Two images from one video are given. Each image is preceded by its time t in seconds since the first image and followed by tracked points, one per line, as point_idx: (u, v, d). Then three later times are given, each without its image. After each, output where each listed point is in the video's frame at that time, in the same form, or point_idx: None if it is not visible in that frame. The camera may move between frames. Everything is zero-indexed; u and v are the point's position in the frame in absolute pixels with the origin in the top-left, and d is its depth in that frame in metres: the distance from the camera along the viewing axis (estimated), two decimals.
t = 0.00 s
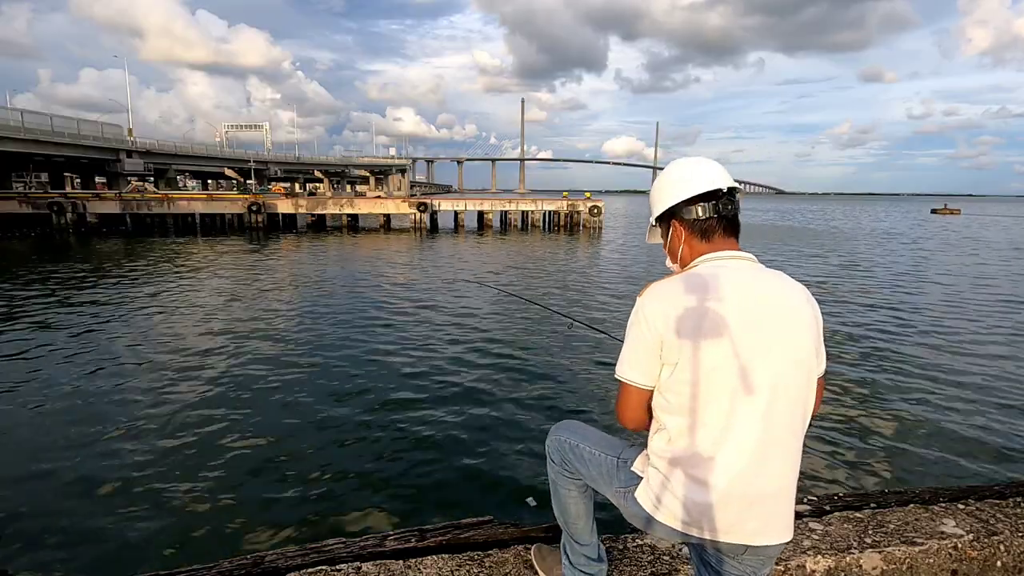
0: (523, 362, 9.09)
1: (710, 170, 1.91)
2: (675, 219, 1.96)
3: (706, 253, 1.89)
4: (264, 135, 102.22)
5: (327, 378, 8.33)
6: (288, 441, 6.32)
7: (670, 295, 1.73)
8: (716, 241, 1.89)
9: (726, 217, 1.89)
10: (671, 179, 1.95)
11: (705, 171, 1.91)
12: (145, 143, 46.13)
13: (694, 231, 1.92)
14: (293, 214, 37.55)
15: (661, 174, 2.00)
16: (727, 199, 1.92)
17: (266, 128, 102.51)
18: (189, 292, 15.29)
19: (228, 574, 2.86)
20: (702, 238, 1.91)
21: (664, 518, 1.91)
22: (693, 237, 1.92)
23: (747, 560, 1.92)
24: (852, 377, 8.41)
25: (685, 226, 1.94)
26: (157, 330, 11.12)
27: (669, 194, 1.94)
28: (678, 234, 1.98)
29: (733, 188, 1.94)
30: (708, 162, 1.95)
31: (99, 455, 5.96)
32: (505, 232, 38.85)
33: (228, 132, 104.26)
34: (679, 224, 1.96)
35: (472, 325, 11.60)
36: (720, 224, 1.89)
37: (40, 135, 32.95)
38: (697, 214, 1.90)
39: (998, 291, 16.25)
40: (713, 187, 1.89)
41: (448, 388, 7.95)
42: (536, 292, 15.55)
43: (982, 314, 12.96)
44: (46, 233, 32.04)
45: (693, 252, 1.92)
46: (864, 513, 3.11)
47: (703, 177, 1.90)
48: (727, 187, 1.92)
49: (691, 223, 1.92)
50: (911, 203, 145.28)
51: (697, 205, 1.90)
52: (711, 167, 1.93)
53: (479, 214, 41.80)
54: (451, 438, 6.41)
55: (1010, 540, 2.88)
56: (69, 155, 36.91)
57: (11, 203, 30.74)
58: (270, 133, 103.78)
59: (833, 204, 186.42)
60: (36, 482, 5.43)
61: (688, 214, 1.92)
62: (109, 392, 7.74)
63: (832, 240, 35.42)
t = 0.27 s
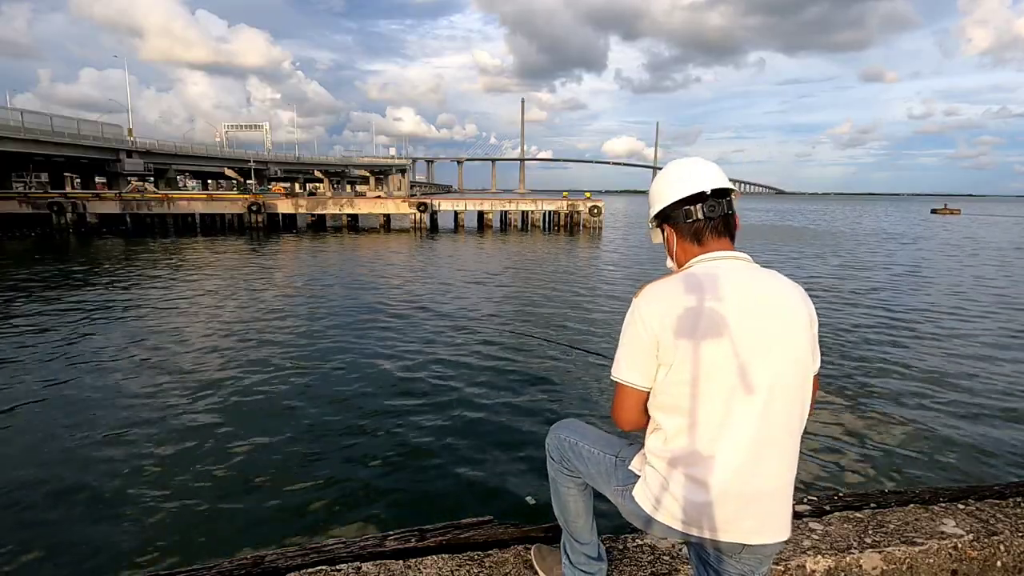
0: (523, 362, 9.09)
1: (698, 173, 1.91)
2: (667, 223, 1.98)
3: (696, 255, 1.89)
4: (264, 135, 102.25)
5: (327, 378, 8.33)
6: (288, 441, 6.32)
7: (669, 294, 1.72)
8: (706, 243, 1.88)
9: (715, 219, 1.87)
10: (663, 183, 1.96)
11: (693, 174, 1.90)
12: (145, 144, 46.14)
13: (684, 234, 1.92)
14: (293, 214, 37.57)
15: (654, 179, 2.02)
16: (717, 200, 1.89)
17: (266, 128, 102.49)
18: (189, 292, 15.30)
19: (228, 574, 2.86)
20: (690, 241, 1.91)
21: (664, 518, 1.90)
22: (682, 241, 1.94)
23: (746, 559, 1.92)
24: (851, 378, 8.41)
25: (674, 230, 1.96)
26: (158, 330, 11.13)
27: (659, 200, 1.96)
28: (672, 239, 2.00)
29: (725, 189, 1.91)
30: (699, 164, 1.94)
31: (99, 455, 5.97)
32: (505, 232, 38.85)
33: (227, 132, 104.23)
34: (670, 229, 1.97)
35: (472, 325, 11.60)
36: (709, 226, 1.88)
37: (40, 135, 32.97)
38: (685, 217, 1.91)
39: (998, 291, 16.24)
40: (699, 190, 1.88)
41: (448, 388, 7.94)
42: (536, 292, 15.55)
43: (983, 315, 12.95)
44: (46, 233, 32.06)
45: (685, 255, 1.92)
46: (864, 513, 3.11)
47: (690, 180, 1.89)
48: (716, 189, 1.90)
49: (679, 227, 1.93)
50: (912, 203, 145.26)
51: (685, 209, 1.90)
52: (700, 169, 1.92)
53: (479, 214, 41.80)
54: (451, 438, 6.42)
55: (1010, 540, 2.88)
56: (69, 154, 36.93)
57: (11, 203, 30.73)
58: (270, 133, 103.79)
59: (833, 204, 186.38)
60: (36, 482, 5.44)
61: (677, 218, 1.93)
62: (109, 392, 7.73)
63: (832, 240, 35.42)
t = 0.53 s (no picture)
0: (523, 363, 9.09)
1: (695, 172, 1.91)
2: (666, 224, 1.99)
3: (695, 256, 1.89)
4: (264, 135, 102.27)
5: (327, 378, 8.33)
6: (288, 441, 6.32)
7: (670, 294, 1.72)
8: (704, 244, 1.88)
9: (713, 219, 1.87)
10: (661, 185, 1.97)
11: (690, 174, 1.91)
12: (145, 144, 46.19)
13: (684, 236, 1.92)
14: (293, 214, 37.57)
15: (654, 181, 2.04)
16: (716, 201, 1.89)
17: (266, 128, 102.48)
18: (190, 292, 15.31)
19: (228, 574, 2.86)
20: (687, 242, 1.92)
21: (663, 518, 1.91)
22: (680, 241, 1.94)
23: (745, 559, 1.92)
24: (852, 377, 8.41)
25: (672, 231, 1.97)
26: (158, 330, 11.13)
27: (658, 200, 1.97)
28: (671, 239, 2.01)
29: (724, 188, 1.91)
30: (697, 164, 1.95)
31: (99, 455, 5.98)
32: (505, 232, 38.86)
33: (227, 132, 104.21)
34: (669, 229, 1.98)
35: (472, 325, 11.60)
36: (708, 227, 1.88)
37: (40, 136, 32.97)
38: (683, 219, 1.91)
39: (999, 291, 16.23)
40: (697, 190, 1.88)
41: (448, 389, 7.94)
42: (537, 292, 15.54)
43: (983, 315, 12.94)
44: (46, 233, 32.07)
45: (684, 256, 1.92)
46: (864, 513, 3.11)
47: (687, 181, 1.90)
48: (715, 189, 1.90)
49: (676, 228, 1.94)
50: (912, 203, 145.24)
51: (683, 210, 1.91)
52: (698, 170, 1.92)
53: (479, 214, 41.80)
54: (451, 439, 6.42)
55: (1010, 540, 2.88)
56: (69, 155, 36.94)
57: (11, 203, 30.76)
58: (270, 133, 103.79)
59: (833, 204, 186.37)
60: (36, 482, 5.45)
61: (675, 219, 1.93)
62: (110, 392, 7.76)
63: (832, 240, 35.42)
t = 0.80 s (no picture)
0: (524, 362, 9.09)
1: (700, 172, 1.91)
2: (668, 222, 1.97)
3: (698, 255, 1.88)
4: (264, 135, 102.29)
5: (327, 378, 8.33)
6: (288, 440, 6.32)
7: (670, 294, 1.72)
8: (708, 243, 1.87)
9: (717, 218, 1.87)
10: (665, 183, 1.96)
11: (695, 173, 1.90)
12: (145, 144, 46.18)
13: (687, 234, 1.91)
14: (293, 214, 37.57)
15: (657, 179, 2.03)
16: (720, 201, 1.89)
17: (266, 128, 102.44)
18: (190, 292, 15.32)
19: (227, 574, 2.86)
20: (689, 241, 1.91)
21: (663, 519, 1.90)
22: (682, 240, 1.94)
23: (745, 559, 1.92)
24: (852, 377, 8.41)
25: (674, 229, 1.96)
26: (158, 330, 11.13)
27: (662, 197, 1.96)
28: (673, 238, 2.00)
29: (728, 189, 1.92)
30: (702, 163, 1.95)
31: (98, 454, 5.98)
32: (505, 232, 38.86)
33: (228, 133, 104.18)
34: (671, 228, 1.98)
35: (472, 325, 11.60)
36: (712, 226, 1.87)
37: (40, 136, 32.98)
38: (686, 217, 1.90)
39: (999, 291, 16.22)
40: (703, 189, 1.88)
41: (449, 388, 7.94)
42: (537, 292, 15.53)
43: (984, 314, 12.93)
44: (46, 233, 32.07)
45: (687, 255, 1.91)
46: (864, 513, 3.11)
47: (692, 180, 1.90)
48: (720, 189, 1.89)
49: (679, 227, 1.94)
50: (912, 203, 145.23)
51: (687, 208, 1.90)
52: (704, 169, 1.91)
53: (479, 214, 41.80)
54: (451, 438, 6.42)
55: (1010, 540, 2.88)
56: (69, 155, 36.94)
57: (11, 203, 30.75)
58: (270, 133, 103.79)
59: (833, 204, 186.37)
60: (36, 481, 5.45)
61: (679, 217, 1.92)
62: (110, 391, 7.76)
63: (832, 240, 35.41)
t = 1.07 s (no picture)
0: (523, 362, 9.09)
1: (703, 171, 1.90)
2: (669, 219, 1.97)
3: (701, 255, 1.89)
4: (264, 135, 102.29)
5: (328, 378, 8.33)
6: (287, 441, 6.32)
7: (670, 293, 1.72)
8: (710, 243, 1.88)
9: (720, 218, 1.87)
10: (668, 181, 1.96)
11: (698, 172, 1.90)
12: (145, 143, 46.20)
13: (690, 234, 1.91)
14: (293, 214, 37.56)
15: (659, 175, 2.02)
16: (722, 201, 1.89)
17: (266, 128, 102.42)
18: (190, 292, 15.33)
19: (228, 574, 2.86)
20: (692, 241, 1.92)
21: (664, 518, 1.90)
22: (685, 239, 1.94)
23: (745, 559, 1.92)
24: (852, 378, 8.40)
25: (677, 229, 1.96)
26: (158, 330, 11.14)
27: (665, 196, 1.95)
28: (673, 237, 2.00)
29: (730, 189, 1.92)
30: (704, 162, 1.94)
31: (99, 455, 5.99)
32: (505, 232, 38.85)
33: (228, 133, 104.17)
34: (673, 227, 1.98)
35: (472, 325, 11.61)
36: (714, 226, 1.88)
37: (40, 135, 32.97)
38: (688, 216, 1.90)
39: (999, 291, 16.22)
40: (706, 188, 1.88)
41: (449, 388, 7.95)
42: (537, 292, 15.53)
43: (984, 315, 12.94)
44: (46, 233, 32.05)
45: (690, 255, 1.91)
46: (864, 513, 3.11)
47: (695, 179, 1.89)
48: (723, 188, 1.90)
49: (683, 226, 1.93)
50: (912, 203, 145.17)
51: (690, 207, 1.89)
52: (707, 168, 1.91)
53: (479, 214, 41.80)
54: (451, 439, 6.42)
55: (1010, 540, 2.88)
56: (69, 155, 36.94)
57: (11, 203, 30.76)
58: (269, 133, 103.76)
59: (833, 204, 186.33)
60: (37, 482, 5.46)
61: (681, 216, 1.92)
62: (110, 392, 7.77)
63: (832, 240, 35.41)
